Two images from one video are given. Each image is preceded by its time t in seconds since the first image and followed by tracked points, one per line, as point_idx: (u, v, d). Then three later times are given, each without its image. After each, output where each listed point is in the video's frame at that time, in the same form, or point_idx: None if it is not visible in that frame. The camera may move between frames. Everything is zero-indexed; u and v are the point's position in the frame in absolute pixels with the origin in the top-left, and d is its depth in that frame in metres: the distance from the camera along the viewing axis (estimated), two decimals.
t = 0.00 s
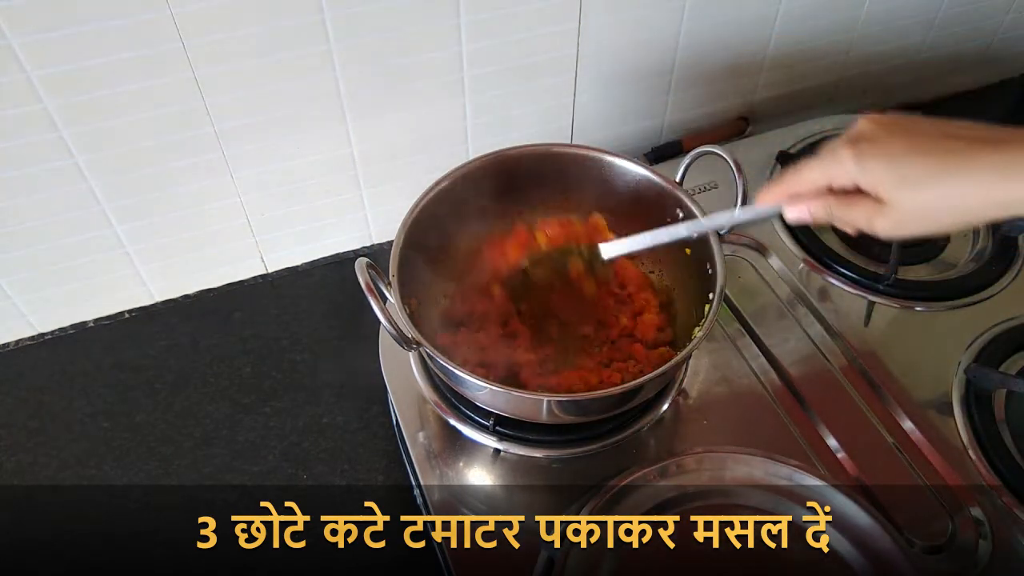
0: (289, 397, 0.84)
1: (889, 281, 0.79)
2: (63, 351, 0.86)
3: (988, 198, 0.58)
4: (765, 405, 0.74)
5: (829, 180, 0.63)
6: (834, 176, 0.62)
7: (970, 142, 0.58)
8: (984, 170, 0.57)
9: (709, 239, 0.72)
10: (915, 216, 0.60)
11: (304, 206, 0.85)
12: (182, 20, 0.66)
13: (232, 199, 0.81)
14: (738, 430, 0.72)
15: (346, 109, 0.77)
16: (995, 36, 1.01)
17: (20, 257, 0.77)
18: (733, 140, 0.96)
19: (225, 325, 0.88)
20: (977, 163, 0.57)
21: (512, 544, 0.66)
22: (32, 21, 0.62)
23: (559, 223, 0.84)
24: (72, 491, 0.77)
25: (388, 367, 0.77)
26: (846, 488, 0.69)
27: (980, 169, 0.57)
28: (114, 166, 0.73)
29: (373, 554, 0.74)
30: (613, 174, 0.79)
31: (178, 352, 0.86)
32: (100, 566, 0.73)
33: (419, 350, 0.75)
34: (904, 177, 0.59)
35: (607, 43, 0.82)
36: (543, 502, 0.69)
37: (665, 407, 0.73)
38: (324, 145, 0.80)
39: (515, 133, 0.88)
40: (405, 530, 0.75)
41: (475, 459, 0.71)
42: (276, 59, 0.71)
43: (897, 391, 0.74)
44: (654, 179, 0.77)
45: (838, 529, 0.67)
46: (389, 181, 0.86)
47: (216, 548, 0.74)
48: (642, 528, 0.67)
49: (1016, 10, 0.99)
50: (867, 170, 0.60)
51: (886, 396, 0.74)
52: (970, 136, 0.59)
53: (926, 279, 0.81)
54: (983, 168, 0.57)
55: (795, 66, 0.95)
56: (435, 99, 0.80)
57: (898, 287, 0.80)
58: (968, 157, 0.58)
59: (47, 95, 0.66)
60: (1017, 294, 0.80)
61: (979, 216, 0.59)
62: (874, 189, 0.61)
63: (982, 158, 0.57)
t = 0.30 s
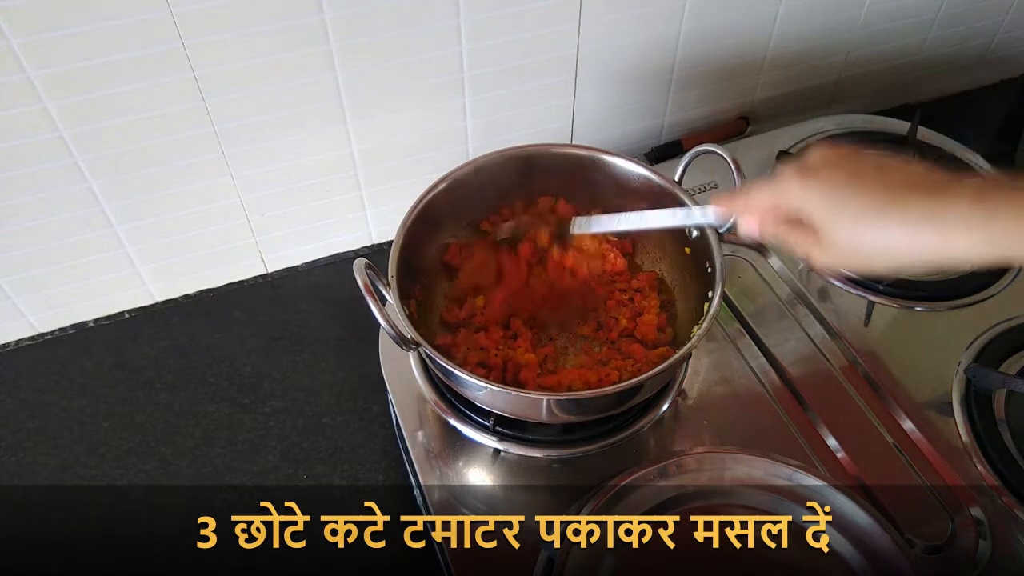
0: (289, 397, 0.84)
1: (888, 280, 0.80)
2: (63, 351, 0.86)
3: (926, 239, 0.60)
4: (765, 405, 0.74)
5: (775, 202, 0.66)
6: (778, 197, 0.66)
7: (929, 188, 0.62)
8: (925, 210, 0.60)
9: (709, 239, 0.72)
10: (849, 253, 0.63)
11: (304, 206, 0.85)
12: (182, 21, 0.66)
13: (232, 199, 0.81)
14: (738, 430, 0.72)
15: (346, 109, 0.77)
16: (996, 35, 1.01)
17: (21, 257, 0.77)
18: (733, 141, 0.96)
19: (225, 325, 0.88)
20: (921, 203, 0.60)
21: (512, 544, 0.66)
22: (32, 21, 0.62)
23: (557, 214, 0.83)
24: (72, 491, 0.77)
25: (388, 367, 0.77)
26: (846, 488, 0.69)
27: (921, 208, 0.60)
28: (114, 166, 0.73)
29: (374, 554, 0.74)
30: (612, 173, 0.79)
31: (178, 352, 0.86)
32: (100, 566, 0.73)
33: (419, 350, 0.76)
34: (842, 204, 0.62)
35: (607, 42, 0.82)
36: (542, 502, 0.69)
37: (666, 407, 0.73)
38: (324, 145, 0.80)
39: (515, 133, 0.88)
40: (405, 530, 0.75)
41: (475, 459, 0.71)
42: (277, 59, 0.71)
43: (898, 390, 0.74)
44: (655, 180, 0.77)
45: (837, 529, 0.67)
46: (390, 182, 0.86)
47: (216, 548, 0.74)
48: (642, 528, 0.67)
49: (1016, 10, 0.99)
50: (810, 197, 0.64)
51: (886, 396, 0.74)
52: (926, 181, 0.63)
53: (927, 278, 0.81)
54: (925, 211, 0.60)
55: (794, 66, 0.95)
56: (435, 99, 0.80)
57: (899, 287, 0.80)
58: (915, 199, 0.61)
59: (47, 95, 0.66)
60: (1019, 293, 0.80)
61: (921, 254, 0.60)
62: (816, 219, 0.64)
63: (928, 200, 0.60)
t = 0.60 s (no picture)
0: (289, 397, 0.84)
1: (889, 281, 0.79)
2: (63, 351, 0.86)
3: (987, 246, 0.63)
4: (765, 405, 0.74)
5: (885, 215, 0.63)
6: (898, 207, 0.63)
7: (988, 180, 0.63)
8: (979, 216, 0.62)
9: (709, 239, 0.73)
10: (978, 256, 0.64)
11: (305, 207, 0.85)
12: (182, 21, 0.66)
13: (232, 199, 0.81)
14: (739, 430, 0.72)
15: (346, 109, 0.77)
16: (996, 35, 1.01)
17: (21, 257, 0.77)
18: (733, 141, 0.96)
19: (226, 325, 0.88)
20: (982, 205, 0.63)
21: (512, 544, 0.66)
22: (32, 21, 0.62)
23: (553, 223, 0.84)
24: (72, 491, 0.77)
25: (389, 368, 0.77)
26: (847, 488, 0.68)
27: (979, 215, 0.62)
28: (114, 166, 0.73)
29: (374, 554, 0.74)
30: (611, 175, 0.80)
31: (178, 352, 0.86)
32: (100, 566, 0.73)
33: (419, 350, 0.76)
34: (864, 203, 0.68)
35: (607, 42, 0.82)
36: (542, 502, 0.69)
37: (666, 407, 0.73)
38: (324, 145, 0.80)
39: (515, 133, 0.88)
40: (405, 530, 0.75)
41: (475, 459, 0.71)
42: (277, 59, 0.71)
43: (898, 391, 0.74)
44: (655, 179, 0.77)
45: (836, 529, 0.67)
46: (390, 182, 0.86)
47: (216, 548, 0.74)
48: (642, 528, 0.67)
49: (1016, 10, 0.99)
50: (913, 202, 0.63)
51: (886, 396, 0.74)
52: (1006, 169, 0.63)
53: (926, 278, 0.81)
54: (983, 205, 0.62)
55: (794, 66, 0.95)
56: (435, 99, 0.80)
57: (899, 288, 0.79)
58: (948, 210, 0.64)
59: (48, 95, 0.66)
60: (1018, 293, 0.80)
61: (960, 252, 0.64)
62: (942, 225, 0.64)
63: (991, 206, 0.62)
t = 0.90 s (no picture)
0: (289, 397, 0.84)
1: (889, 281, 0.79)
2: (62, 351, 0.86)
3: None
4: (766, 405, 0.74)
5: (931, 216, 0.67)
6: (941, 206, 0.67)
7: None
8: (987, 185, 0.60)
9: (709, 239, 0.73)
10: None
11: (305, 206, 0.85)
12: (182, 21, 0.66)
13: (232, 199, 0.81)
14: (739, 431, 0.72)
15: (346, 109, 0.77)
16: (996, 35, 1.01)
17: (21, 257, 0.77)
18: (733, 141, 0.96)
19: (225, 325, 0.88)
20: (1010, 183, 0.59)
21: (512, 544, 0.66)
22: (32, 21, 0.62)
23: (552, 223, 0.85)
24: (72, 491, 0.77)
25: (389, 368, 0.77)
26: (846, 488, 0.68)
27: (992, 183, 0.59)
28: (114, 166, 0.74)
29: (374, 554, 0.73)
30: (613, 173, 0.80)
31: (178, 352, 0.86)
32: (100, 565, 0.73)
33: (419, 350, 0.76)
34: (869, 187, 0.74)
35: (607, 42, 0.82)
36: (543, 502, 0.69)
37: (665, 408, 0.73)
38: (324, 145, 0.80)
39: (515, 133, 0.88)
40: (405, 531, 0.75)
41: (475, 459, 0.71)
42: (278, 59, 0.71)
43: (897, 391, 0.74)
44: (654, 179, 0.77)
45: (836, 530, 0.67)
46: (390, 182, 0.87)
47: (216, 548, 0.74)
48: (642, 528, 0.67)
49: (1016, 10, 0.99)
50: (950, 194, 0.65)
51: (886, 396, 0.74)
52: None
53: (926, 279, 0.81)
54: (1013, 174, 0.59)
55: (794, 66, 0.95)
56: (435, 99, 0.80)
57: (899, 288, 0.80)
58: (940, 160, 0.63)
59: (47, 95, 0.67)
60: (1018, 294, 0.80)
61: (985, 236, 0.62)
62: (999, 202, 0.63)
63: None
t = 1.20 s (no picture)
0: (289, 397, 0.84)
1: (889, 281, 0.79)
2: (63, 351, 0.86)
3: None
4: (766, 405, 0.74)
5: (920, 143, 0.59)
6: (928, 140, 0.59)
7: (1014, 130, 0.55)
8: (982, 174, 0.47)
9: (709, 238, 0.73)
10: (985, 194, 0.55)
11: (305, 206, 0.85)
12: (182, 21, 0.66)
13: (232, 199, 0.81)
14: (740, 431, 0.72)
15: (346, 109, 0.77)
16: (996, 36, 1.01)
17: (21, 257, 0.77)
18: (733, 141, 0.96)
19: (225, 325, 0.88)
20: None
21: (512, 544, 0.66)
22: (32, 21, 0.62)
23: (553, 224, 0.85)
24: (72, 491, 0.77)
25: (389, 368, 0.77)
26: (846, 488, 0.68)
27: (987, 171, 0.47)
28: (114, 166, 0.74)
29: (374, 554, 0.73)
30: (613, 174, 0.80)
31: (178, 352, 0.86)
32: (99, 565, 0.73)
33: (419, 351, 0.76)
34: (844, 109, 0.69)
35: (607, 42, 0.82)
36: (543, 502, 0.69)
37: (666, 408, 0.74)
38: (324, 145, 0.80)
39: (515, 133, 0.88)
40: (405, 531, 0.75)
41: (475, 459, 0.71)
42: (278, 59, 0.71)
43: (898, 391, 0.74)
44: (654, 179, 0.77)
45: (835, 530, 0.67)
46: (391, 182, 0.87)
47: (216, 548, 0.74)
48: (642, 528, 0.67)
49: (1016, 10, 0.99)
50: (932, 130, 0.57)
51: (886, 396, 0.74)
52: None
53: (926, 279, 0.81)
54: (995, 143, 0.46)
55: (794, 66, 0.95)
56: (435, 99, 0.80)
57: (899, 288, 0.79)
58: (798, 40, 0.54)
59: (48, 95, 0.66)
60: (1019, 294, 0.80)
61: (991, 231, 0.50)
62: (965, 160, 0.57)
63: None
